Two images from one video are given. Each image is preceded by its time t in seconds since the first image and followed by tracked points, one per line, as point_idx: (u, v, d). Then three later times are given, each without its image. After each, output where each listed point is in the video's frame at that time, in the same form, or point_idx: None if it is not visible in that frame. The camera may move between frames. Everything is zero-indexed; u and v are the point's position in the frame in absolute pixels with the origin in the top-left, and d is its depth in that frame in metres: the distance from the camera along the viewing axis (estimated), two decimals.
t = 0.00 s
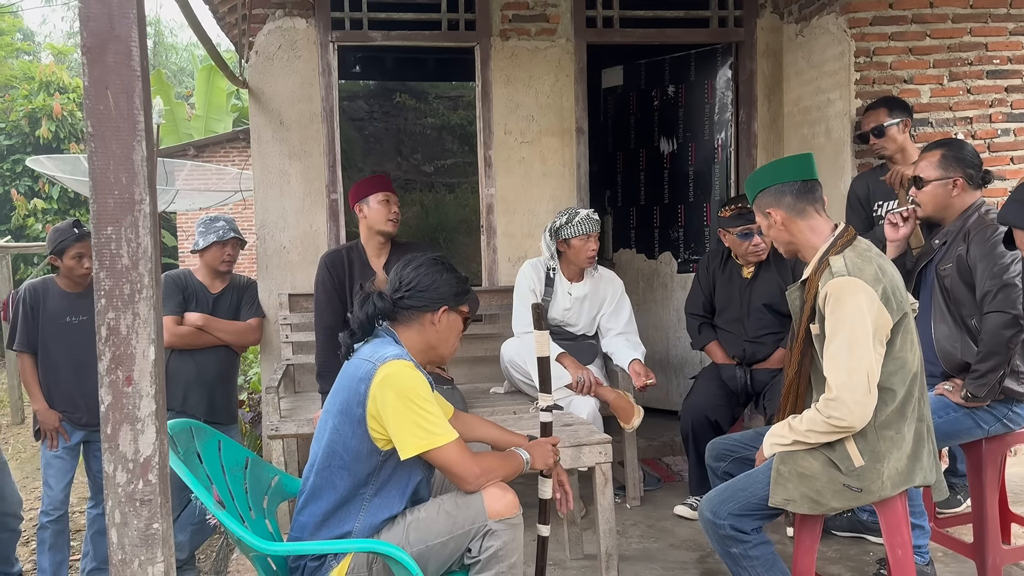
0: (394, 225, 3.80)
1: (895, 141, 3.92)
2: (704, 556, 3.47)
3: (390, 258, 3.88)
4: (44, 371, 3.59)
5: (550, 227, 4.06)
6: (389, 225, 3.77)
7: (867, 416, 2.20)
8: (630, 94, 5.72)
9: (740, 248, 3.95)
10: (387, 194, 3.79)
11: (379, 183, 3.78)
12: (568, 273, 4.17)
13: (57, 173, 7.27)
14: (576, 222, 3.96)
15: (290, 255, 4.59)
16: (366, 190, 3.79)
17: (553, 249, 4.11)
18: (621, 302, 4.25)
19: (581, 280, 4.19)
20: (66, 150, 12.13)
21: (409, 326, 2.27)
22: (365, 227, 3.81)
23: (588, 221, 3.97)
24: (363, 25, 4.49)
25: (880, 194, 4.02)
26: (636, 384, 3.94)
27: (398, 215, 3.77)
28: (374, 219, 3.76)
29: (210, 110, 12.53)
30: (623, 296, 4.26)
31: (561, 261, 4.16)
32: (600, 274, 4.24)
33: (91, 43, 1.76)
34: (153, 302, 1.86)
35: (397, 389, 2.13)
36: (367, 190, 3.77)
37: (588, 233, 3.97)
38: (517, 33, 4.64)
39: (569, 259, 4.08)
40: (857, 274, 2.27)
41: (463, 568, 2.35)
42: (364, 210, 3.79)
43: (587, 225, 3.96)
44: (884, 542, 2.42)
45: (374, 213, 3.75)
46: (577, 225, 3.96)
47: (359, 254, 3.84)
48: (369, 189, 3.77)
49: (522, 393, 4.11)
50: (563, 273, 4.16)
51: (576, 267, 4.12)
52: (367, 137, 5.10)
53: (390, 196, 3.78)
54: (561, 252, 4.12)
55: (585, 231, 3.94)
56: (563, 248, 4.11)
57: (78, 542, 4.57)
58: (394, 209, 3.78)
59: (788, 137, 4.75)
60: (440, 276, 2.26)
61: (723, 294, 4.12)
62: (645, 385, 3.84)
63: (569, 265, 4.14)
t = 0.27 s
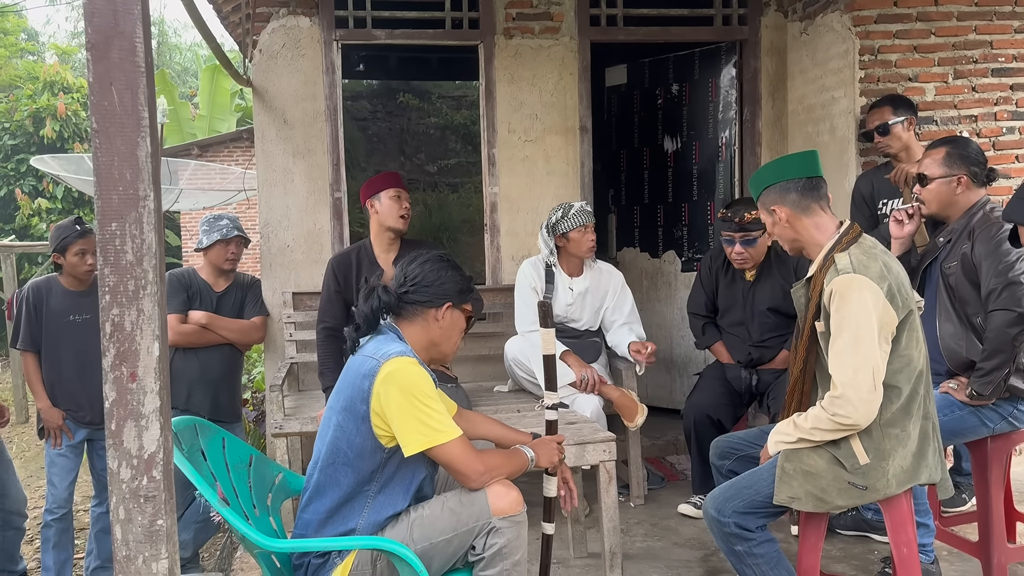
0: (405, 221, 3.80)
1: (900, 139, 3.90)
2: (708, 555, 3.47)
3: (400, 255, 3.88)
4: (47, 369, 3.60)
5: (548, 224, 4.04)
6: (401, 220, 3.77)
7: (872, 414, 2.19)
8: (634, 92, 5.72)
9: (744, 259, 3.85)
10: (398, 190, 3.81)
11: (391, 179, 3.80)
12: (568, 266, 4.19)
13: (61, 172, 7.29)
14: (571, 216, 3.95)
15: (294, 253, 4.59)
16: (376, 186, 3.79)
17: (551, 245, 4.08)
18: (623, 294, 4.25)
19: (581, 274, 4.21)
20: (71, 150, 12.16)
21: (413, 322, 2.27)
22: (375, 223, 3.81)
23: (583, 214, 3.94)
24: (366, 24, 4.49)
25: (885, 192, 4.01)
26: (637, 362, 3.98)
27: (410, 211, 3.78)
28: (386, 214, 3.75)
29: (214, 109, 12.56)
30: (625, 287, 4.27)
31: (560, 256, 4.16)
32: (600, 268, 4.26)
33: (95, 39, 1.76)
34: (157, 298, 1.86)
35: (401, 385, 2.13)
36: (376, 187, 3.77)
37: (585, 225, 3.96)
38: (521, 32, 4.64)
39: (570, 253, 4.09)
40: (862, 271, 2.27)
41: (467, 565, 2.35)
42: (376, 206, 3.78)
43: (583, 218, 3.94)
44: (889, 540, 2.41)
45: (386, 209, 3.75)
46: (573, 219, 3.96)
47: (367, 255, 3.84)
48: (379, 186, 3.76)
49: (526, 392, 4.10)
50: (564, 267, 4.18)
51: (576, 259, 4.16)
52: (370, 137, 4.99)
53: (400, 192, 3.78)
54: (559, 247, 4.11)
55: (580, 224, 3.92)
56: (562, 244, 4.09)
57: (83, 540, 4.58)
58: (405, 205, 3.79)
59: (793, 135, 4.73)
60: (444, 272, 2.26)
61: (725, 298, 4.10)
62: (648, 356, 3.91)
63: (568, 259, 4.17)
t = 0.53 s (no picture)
0: (407, 219, 3.79)
1: (901, 138, 3.89)
2: (708, 554, 3.46)
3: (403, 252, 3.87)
4: (47, 368, 3.60)
5: (537, 225, 4.03)
6: (405, 218, 3.77)
7: (873, 413, 2.19)
8: (636, 91, 5.71)
9: (723, 272, 3.84)
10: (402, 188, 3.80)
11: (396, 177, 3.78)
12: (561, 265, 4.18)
13: (63, 171, 7.31)
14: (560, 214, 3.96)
15: (295, 252, 4.59)
16: (381, 184, 3.78)
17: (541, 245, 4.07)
18: (618, 286, 4.24)
19: (574, 271, 4.20)
20: (74, 150, 12.18)
21: (412, 320, 2.27)
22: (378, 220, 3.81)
23: (571, 210, 3.96)
24: (367, 22, 4.49)
25: (887, 191, 4.00)
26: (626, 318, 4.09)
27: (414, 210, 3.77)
28: (389, 213, 3.75)
29: (216, 109, 12.59)
30: (618, 278, 4.26)
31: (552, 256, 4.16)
32: (593, 263, 4.27)
33: (93, 36, 1.76)
34: (155, 296, 1.86)
35: (401, 383, 2.12)
36: (380, 185, 3.76)
37: (574, 221, 3.97)
38: (522, 31, 4.64)
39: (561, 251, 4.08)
40: (863, 269, 2.26)
41: (466, 564, 2.34)
42: (380, 205, 3.78)
43: (573, 214, 3.95)
44: (890, 540, 2.40)
45: (388, 208, 3.74)
46: (562, 216, 3.96)
47: (370, 251, 3.85)
48: (383, 184, 3.76)
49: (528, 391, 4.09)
50: (556, 266, 4.17)
51: (568, 257, 4.15)
52: (373, 137, 4.90)
53: (405, 191, 3.78)
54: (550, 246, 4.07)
55: (569, 221, 3.94)
56: (552, 242, 4.09)
57: (84, 539, 4.58)
58: (409, 204, 3.78)
59: (794, 134, 4.72)
60: (443, 270, 2.26)
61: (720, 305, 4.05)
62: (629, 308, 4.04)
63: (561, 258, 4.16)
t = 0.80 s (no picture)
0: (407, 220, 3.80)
1: (901, 139, 3.89)
2: (708, 555, 3.46)
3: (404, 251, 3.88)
4: (48, 369, 3.61)
5: (526, 227, 4.06)
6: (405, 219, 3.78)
7: (872, 414, 2.18)
8: (636, 92, 5.71)
9: (706, 258, 3.86)
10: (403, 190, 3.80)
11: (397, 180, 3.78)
12: (552, 265, 4.16)
13: (65, 172, 7.32)
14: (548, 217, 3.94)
15: (295, 253, 4.60)
16: (382, 186, 3.78)
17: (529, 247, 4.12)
18: (611, 286, 4.26)
19: (569, 272, 4.19)
20: (75, 150, 12.20)
21: (411, 320, 2.28)
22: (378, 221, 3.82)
23: (559, 213, 3.93)
24: (368, 23, 4.50)
25: (887, 192, 3.99)
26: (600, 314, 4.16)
27: (414, 212, 3.78)
28: (389, 214, 3.76)
29: (218, 109, 12.63)
30: (611, 277, 4.27)
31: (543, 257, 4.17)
32: (586, 262, 4.25)
33: (92, 39, 1.77)
34: (154, 298, 1.86)
35: (400, 384, 2.13)
36: (381, 187, 3.76)
37: (562, 224, 3.95)
38: (522, 31, 4.64)
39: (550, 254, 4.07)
40: (862, 270, 2.26)
41: (465, 565, 2.35)
42: (380, 206, 3.79)
43: (560, 217, 3.92)
44: (889, 541, 2.40)
45: (388, 210, 3.75)
46: (550, 219, 3.94)
47: (370, 251, 3.86)
48: (384, 186, 3.76)
49: (527, 392, 4.10)
50: (549, 267, 4.16)
51: (560, 259, 4.13)
52: (375, 138, 4.91)
53: (406, 193, 3.78)
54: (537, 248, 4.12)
55: (557, 224, 3.91)
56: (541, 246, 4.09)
57: (85, 540, 4.59)
58: (409, 207, 3.79)
59: (795, 135, 4.72)
60: (440, 269, 2.27)
61: (716, 293, 4.01)
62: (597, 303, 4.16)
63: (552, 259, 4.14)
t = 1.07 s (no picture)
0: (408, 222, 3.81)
1: (903, 138, 3.89)
2: (710, 555, 3.46)
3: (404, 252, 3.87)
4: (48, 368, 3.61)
5: (521, 230, 4.06)
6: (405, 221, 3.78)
7: (874, 414, 2.18)
8: (638, 92, 5.71)
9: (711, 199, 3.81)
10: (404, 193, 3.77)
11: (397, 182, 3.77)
12: (552, 266, 4.16)
13: (66, 171, 7.32)
14: (542, 220, 3.95)
15: (296, 253, 4.59)
16: (383, 188, 3.77)
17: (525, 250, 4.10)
18: (608, 287, 4.25)
19: (567, 272, 4.18)
20: (76, 150, 12.20)
21: (415, 320, 2.27)
22: (378, 222, 3.81)
23: (555, 215, 3.93)
24: (369, 23, 4.50)
25: (890, 191, 3.98)
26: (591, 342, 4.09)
27: (414, 214, 3.77)
28: (390, 215, 3.76)
29: (219, 109, 12.64)
30: (610, 278, 4.26)
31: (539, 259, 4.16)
32: (584, 262, 4.23)
33: (93, 37, 1.76)
34: (155, 297, 1.86)
35: (403, 382, 2.12)
36: (382, 188, 3.75)
37: (557, 226, 3.95)
38: (523, 31, 4.63)
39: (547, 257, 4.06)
40: (865, 270, 2.25)
41: (467, 565, 2.34)
42: (382, 206, 3.78)
43: (554, 219, 3.93)
44: (891, 541, 2.40)
45: (388, 212, 3.75)
46: (545, 222, 3.95)
47: (371, 253, 3.85)
48: (384, 188, 3.75)
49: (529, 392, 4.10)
50: (547, 268, 4.16)
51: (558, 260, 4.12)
52: (375, 137, 4.86)
53: (407, 195, 3.77)
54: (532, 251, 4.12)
55: (552, 226, 3.91)
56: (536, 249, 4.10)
57: (86, 539, 4.59)
58: (410, 208, 3.78)
59: (796, 135, 4.71)
60: (440, 267, 2.28)
61: (722, 249, 3.95)
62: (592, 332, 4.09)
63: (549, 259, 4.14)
